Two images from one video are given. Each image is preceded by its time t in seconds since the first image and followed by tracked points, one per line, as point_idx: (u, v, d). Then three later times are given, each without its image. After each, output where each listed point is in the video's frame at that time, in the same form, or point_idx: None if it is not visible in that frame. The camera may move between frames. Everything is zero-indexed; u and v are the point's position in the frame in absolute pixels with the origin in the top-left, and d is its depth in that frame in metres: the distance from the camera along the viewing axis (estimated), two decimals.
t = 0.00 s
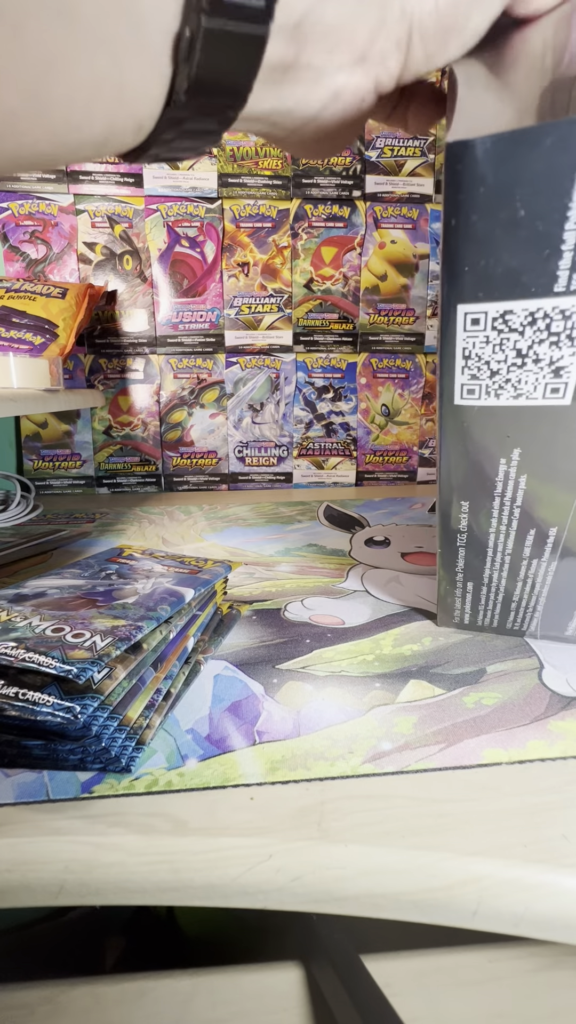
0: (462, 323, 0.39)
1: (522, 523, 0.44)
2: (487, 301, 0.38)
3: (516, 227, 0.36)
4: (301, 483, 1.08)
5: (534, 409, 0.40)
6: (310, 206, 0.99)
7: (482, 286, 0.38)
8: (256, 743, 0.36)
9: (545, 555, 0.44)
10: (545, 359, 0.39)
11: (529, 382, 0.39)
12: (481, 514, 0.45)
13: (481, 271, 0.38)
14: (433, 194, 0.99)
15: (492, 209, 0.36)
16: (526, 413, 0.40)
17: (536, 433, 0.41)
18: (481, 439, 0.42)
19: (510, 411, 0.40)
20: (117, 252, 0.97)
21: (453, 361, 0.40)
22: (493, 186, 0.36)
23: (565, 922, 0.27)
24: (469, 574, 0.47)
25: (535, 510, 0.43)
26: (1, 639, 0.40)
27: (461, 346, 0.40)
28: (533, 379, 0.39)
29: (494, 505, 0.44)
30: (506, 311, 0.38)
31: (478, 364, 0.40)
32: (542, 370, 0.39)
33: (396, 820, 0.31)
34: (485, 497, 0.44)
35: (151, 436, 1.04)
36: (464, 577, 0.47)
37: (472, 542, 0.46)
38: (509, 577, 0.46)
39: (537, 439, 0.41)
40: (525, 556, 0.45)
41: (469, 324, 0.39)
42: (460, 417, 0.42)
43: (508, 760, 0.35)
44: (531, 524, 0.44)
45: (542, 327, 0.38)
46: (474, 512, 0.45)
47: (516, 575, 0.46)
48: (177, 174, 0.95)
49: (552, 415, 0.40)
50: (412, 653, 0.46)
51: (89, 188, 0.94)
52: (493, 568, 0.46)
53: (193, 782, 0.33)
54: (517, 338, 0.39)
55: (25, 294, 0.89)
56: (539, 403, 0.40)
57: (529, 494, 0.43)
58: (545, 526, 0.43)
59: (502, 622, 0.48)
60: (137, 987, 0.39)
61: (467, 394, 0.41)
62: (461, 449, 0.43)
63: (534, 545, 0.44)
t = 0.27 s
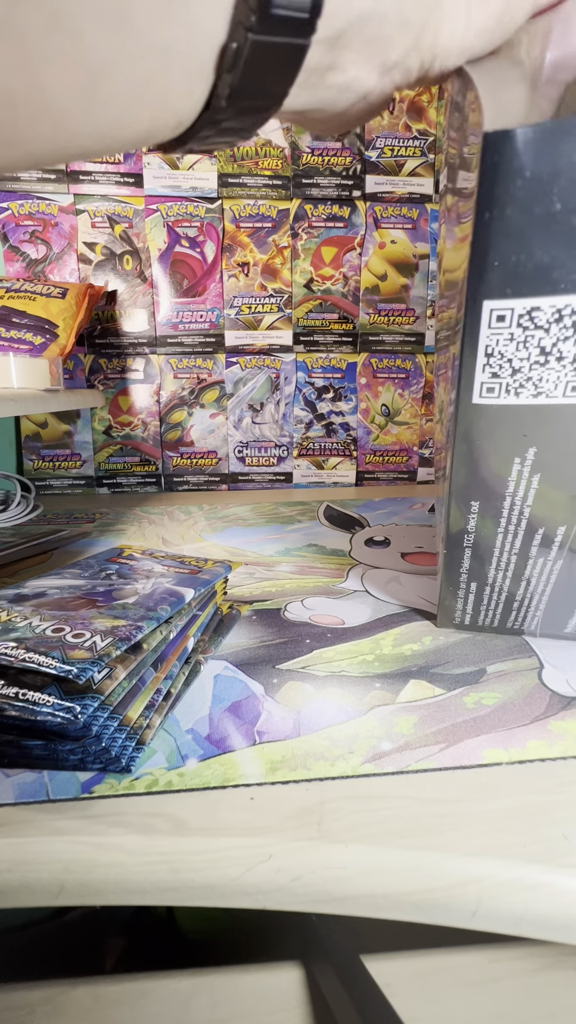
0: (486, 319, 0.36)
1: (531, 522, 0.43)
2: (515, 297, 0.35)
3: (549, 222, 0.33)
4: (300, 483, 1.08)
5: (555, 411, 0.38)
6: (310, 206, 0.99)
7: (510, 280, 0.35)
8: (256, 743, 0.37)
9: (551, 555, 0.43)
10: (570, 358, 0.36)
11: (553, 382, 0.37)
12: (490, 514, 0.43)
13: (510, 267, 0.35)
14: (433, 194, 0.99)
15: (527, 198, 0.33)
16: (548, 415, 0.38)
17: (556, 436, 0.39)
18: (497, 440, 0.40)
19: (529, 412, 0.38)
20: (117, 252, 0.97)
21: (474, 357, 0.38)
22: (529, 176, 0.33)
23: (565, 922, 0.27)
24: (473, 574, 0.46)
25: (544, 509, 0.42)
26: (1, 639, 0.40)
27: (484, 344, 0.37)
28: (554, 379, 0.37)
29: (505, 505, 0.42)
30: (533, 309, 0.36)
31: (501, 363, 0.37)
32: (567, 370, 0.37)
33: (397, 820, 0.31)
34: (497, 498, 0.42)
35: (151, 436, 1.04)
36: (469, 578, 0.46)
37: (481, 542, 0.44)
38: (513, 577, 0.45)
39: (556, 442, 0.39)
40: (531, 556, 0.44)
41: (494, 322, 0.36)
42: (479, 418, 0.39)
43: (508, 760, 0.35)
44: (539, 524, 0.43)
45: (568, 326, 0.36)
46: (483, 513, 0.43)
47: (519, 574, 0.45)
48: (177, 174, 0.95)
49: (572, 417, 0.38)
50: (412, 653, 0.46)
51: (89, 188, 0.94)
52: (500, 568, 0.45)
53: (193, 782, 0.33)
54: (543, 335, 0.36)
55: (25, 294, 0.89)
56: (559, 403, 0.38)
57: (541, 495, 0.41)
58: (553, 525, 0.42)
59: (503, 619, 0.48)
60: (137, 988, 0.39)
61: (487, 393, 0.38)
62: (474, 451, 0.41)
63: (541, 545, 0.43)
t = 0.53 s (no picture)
0: (486, 322, 0.36)
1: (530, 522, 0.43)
2: (517, 301, 0.35)
3: (548, 226, 0.33)
4: (301, 483, 1.08)
5: (556, 413, 0.38)
6: (310, 206, 0.99)
7: (510, 284, 0.35)
8: (256, 743, 0.37)
9: (551, 554, 0.44)
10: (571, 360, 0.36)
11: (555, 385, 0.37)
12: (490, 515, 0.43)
13: (512, 271, 0.35)
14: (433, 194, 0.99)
15: (527, 202, 0.33)
16: (550, 416, 0.38)
17: (557, 438, 0.39)
18: (497, 441, 0.40)
19: (528, 415, 0.38)
20: (117, 252, 0.97)
21: (474, 360, 0.37)
22: (529, 181, 0.33)
23: (565, 922, 0.27)
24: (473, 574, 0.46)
25: (545, 509, 0.42)
26: (1, 639, 0.40)
27: (484, 348, 0.37)
28: (554, 381, 0.37)
29: (505, 506, 0.42)
30: (533, 312, 0.35)
31: (502, 365, 0.37)
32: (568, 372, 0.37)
33: (397, 820, 0.31)
34: (497, 500, 0.42)
35: (151, 436, 1.04)
36: (469, 579, 0.46)
37: (481, 543, 0.44)
38: (512, 577, 0.45)
39: (556, 443, 0.39)
40: (530, 556, 0.44)
41: (494, 325, 0.36)
42: (481, 420, 0.39)
43: (508, 760, 0.35)
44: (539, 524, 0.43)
45: (567, 329, 0.36)
46: (483, 514, 0.43)
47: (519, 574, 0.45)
48: (177, 174, 0.95)
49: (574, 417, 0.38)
50: (412, 653, 0.46)
51: (89, 188, 0.94)
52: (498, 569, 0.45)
53: (193, 783, 0.33)
54: (543, 338, 0.36)
55: (25, 294, 0.89)
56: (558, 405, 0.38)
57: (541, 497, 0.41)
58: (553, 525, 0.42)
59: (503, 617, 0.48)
60: (137, 988, 0.39)
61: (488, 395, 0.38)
62: (475, 453, 0.40)
63: (540, 544, 0.43)
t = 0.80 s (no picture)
0: (439, 323, 0.38)
1: (511, 516, 0.43)
2: (463, 300, 0.37)
3: (483, 226, 0.35)
4: (301, 483, 1.08)
5: (520, 405, 0.39)
6: (310, 206, 0.99)
7: (456, 285, 0.37)
8: (256, 743, 0.37)
9: (537, 546, 0.44)
10: (523, 351, 0.38)
11: (511, 377, 0.39)
12: (470, 513, 0.44)
13: (455, 271, 0.37)
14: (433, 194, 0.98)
15: (464, 204, 0.35)
16: (517, 408, 0.39)
17: (527, 428, 0.40)
18: (469, 439, 0.41)
19: (493, 409, 0.40)
20: (117, 252, 0.97)
21: (433, 363, 0.39)
22: (457, 186, 0.35)
23: (565, 922, 0.27)
24: (465, 572, 0.46)
25: (526, 502, 0.43)
26: (1, 639, 0.40)
27: (441, 348, 0.39)
28: (512, 372, 0.39)
29: (485, 503, 0.43)
30: (482, 309, 0.37)
31: (458, 364, 0.39)
32: (524, 363, 0.38)
33: (397, 820, 0.31)
34: (475, 497, 0.43)
35: (151, 436, 1.04)
36: (461, 577, 0.47)
37: (464, 541, 0.45)
38: (504, 574, 0.46)
39: (526, 434, 0.40)
40: (518, 550, 0.44)
41: (447, 324, 0.38)
42: (448, 420, 0.41)
43: (508, 760, 0.35)
44: (522, 517, 0.43)
45: (517, 320, 0.37)
46: (464, 511, 0.44)
47: (510, 570, 0.46)
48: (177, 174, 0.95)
49: (537, 406, 0.39)
50: (412, 653, 0.46)
51: (89, 189, 0.94)
52: (487, 566, 0.46)
53: (193, 783, 0.33)
54: (495, 334, 0.38)
55: (25, 294, 0.89)
56: (520, 396, 0.39)
57: (516, 489, 0.42)
58: (535, 518, 0.43)
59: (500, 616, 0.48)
60: (136, 988, 0.39)
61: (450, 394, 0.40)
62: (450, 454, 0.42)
63: (526, 537, 0.44)
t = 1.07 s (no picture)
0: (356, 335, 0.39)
1: (472, 511, 0.43)
2: (366, 308, 0.37)
3: (365, 242, 0.35)
4: (300, 483, 1.08)
5: (446, 403, 0.39)
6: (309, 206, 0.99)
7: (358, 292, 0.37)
8: (256, 743, 0.36)
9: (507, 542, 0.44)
10: (432, 352, 0.37)
11: (429, 377, 0.39)
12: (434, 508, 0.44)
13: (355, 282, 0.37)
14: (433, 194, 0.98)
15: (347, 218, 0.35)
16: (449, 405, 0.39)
17: (466, 424, 0.40)
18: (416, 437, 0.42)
19: (425, 409, 0.40)
20: (117, 252, 0.97)
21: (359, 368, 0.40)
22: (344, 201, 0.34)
23: (566, 922, 0.27)
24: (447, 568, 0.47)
25: (485, 496, 0.42)
26: (1, 639, 0.40)
27: (360, 352, 0.39)
28: (430, 374, 0.38)
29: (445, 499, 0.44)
30: (384, 314, 0.37)
31: (380, 368, 0.39)
32: (436, 363, 0.38)
33: (397, 820, 0.31)
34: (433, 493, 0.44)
35: (151, 436, 1.04)
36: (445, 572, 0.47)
37: (434, 536, 0.46)
38: (484, 571, 0.46)
39: (466, 430, 0.40)
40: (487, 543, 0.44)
41: (359, 335, 0.39)
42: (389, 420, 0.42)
43: (508, 760, 0.35)
44: (484, 512, 0.43)
45: (420, 326, 0.37)
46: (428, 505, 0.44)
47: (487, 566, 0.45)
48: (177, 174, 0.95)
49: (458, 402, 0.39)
50: (412, 653, 0.46)
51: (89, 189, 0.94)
52: (465, 563, 0.46)
53: (194, 782, 0.33)
54: (403, 337, 0.38)
55: (25, 295, 0.89)
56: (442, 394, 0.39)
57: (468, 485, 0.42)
58: (498, 512, 0.43)
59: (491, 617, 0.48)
60: (136, 987, 0.39)
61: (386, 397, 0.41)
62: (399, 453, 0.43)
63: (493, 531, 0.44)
